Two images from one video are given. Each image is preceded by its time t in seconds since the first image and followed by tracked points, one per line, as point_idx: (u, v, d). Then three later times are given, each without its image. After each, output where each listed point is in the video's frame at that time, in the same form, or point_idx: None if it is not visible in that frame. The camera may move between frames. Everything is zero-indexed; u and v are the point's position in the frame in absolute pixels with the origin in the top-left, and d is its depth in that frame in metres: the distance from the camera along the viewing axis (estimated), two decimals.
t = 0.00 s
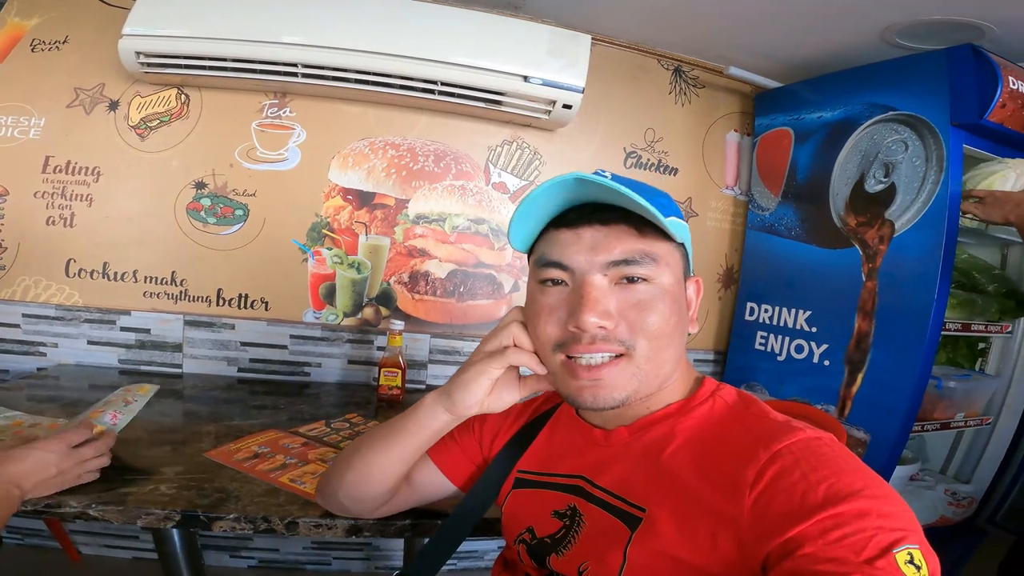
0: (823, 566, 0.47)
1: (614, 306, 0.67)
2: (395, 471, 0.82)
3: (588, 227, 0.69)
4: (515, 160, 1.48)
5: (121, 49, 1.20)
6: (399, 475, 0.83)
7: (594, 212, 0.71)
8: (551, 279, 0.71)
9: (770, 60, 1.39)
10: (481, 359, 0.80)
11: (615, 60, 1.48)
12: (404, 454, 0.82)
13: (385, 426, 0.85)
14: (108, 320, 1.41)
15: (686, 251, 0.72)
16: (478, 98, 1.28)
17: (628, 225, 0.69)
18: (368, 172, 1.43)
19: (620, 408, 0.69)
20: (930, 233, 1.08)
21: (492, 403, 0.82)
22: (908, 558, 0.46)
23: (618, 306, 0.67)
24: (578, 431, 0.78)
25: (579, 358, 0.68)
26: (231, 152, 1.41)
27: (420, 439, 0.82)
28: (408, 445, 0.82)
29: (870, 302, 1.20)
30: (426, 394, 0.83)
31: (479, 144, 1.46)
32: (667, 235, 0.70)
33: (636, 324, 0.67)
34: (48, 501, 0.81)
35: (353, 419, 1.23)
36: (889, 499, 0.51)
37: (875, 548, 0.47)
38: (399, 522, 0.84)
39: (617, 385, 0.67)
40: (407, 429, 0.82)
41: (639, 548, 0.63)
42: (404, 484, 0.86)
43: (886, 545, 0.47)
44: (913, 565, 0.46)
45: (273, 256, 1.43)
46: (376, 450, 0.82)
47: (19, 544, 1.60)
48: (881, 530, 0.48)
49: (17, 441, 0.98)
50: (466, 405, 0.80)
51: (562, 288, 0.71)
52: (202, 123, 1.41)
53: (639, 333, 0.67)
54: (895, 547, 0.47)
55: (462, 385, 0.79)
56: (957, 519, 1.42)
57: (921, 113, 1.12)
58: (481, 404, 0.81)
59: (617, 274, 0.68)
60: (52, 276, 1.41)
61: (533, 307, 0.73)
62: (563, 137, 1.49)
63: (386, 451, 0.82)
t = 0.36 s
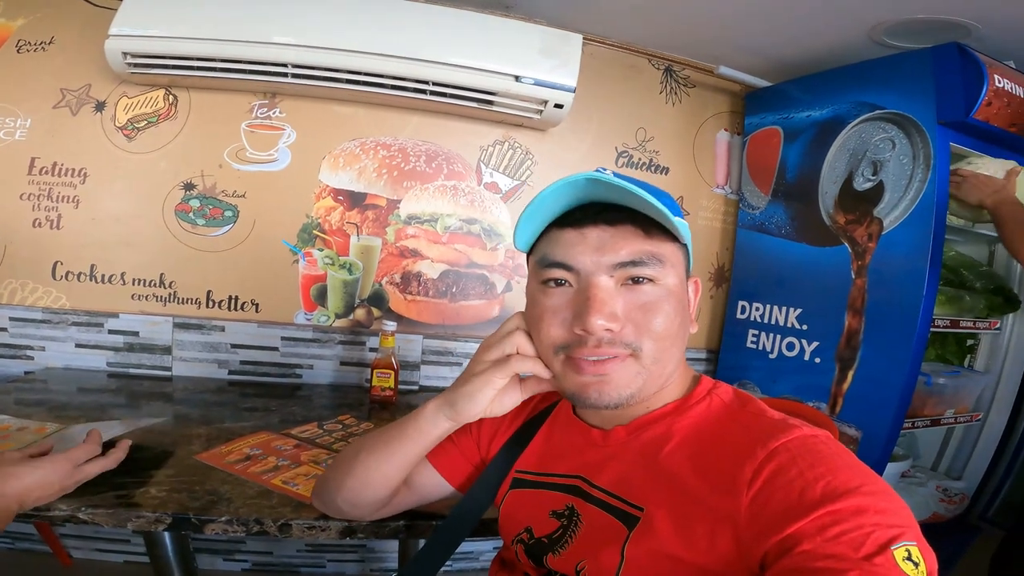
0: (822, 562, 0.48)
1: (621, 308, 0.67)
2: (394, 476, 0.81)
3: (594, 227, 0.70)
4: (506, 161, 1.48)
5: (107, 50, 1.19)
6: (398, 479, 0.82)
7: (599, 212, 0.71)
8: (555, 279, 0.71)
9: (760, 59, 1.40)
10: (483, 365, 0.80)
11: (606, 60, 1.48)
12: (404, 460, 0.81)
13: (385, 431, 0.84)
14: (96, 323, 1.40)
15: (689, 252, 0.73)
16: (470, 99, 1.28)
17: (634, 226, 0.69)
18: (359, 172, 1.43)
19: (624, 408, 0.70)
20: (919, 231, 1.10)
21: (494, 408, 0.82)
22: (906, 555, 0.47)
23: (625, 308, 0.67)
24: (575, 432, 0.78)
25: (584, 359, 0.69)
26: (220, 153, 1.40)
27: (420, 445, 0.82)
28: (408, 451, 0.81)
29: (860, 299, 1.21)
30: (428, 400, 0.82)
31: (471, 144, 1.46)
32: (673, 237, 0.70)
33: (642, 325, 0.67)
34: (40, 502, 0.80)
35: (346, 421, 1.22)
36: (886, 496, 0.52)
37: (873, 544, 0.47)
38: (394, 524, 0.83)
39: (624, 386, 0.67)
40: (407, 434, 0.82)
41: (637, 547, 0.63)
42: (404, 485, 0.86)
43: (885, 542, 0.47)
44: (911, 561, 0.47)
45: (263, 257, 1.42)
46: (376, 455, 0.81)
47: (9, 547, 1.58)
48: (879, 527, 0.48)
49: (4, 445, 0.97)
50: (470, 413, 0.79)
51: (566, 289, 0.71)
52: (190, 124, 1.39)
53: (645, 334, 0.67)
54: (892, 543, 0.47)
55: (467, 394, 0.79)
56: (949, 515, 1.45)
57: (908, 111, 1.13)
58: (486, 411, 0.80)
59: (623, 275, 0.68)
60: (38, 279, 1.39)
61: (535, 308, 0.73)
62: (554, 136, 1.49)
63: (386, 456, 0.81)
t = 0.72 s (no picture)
0: (814, 563, 0.47)
1: (601, 306, 0.67)
2: (385, 481, 0.80)
3: (569, 228, 0.70)
4: (498, 163, 1.48)
5: (94, 54, 1.17)
6: (391, 485, 0.81)
7: (574, 213, 0.71)
8: (537, 282, 0.71)
9: (750, 60, 1.41)
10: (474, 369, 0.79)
11: (598, 62, 1.49)
12: (395, 465, 0.80)
13: (378, 436, 0.83)
14: (85, 329, 1.38)
15: (666, 248, 0.73)
16: (461, 101, 1.28)
17: (608, 225, 0.69)
18: (350, 176, 1.42)
19: (612, 407, 0.69)
20: (909, 230, 1.10)
21: (487, 414, 0.80)
22: (896, 555, 0.47)
23: (604, 306, 0.67)
24: (568, 435, 0.77)
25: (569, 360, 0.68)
26: (209, 157, 1.39)
27: (411, 450, 0.80)
28: (399, 457, 0.80)
29: (850, 299, 1.22)
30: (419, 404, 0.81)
31: (463, 146, 1.46)
32: (647, 232, 0.70)
33: (622, 323, 0.66)
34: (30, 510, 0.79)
35: (338, 425, 1.21)
36: (875, 496, 0.52)
37: (864, 545, 0.47)
38: (387, 528, 0.82)
39: (608, 384, 0.66)
40: (399, 440, 0.81)
41: (630, 550, 0.63)
42: (398, 489, 0.85)
43: (875, 542, 0.47)
44: (902, 561, 0.47)
45: (254, 261, 1.41)
46: (367, 460, 0.80)
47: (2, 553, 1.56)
48: (869, 527, 0.48)
49: None
50: (460, 416, 0.78)
51: (547, 291, 0.70)
52: (179, 128, 1.38)
53: (626, 331, 0.66)
54: (883, 543, 0.47)
55: (456, 396, 0.78)
56: (942, 514, 1.45)
57: (896, 112, 1.14)
58: (476, 415, 0.79)
59: (601, 273, 0.68)
60: (26, 285, 1.37)
61: (521, 312, 0.73)
62: (546, 139, 1.49)
63: (377, 461, 0.80)
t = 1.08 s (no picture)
0: (811, 560, 0.48)
1: (601, 307, 0.67)
2: (384, 483, 0.80)
3: (571, 229, 0.70)
4: (495, 166, 1.48)
5: (89, 57, 1.18)
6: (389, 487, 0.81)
7: (575, 214, 0.72)
8: (537, 283, 0.71)
9: (744, 62, 1.42)
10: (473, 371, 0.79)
11: (593, 64, 1.49)
12: (393, 467, 0.80)
13: (376, 438, 0.83)
14: (81, 333, 1.37)
15: (666, 251, 0.73)
16: (457, 104, 1.28)
17: (609, 227, 0.70)
18: (347, 179, 1.42)
19: (612, 407, 0.69)
20: (903, 230, 1.11)
21: (485, 415, 0.80)
22: (893, 552, 0.47)
23: (605, 307, 0.67)
24: (566, 436, 0.78)
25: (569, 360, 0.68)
26: (205, 160, 1.39)
27: (409, 452, 0.80)
28: (398, 458, 0.80)
29: (845, 299, 1.22)
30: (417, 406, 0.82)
31: (459, 149, 1.46)
32: (648, 235, 0.70)
33: (623, 323, 0.67)
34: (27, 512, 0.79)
35: (336, 428, 1.21)
36: (871, 493, 0.52)
37: (861, 542, 0.47)
38: (386, 530, 0.82)
39: (608, 385, 0.67)
40: (397, 441, 0.81)
41: (628, 549, 0.63)
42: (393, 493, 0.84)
43: (872, 539, 0.47)
44: (899, 558, 0.47)
45: (250, 264, 1.41)
46: (365, 462, 0.80)
47: None
48: (866, 524, 0.48)
49: None
50: (460, 416, 0.79)
51: (548, 291, 0.71)
52: (175, 131, 1.38)
53: (625, 332, 0.67)
54: (880, 540, 0.47)
55: (455, 398, 0.78)
56: (939, 514, 1.45)
57: (889, 114, 1.15)
58: (475, 416, 0.79)
59: (602, 274, 0.68)
60: (21, 289, 1.37)
61: (521, 312, 0.73)
62: (542, 141, 1.50)
63: (375, 463, 0.80)
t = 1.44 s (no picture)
0: (812, 559, 0.48)
1: (600, 308, 0.67)
2: (383, 484, 0.80)
3: (569, 230, 0.70)
4: (493, 167, 1.48)
5: (88, 58, 1.18)
6: (388, 488, 0.81)
7: (573, 216, 0.72)
8: (536, 284, 0.72)
9: (742, 64, 1.42)
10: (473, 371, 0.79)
11: (591, 66, 1.50)
12: (393, 468, 0.80)
13: (375, 439, 0.83)
14: (78, 334, 1.37)
15: (665, 252, 0.73)
16: (455, 105, 1.28)
17: (607, 228, 0.70)
18: (345, 180, 1.42)
19: (611, 408, 0.69)
20: (900, 231, 1.11)
21: (484, 416, 0.80)
22: (894, 551, 0.47)
23: (604, 309, 0.67)
24: (566, 437, 0.78)
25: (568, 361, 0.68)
26: (204, 162, 1.39)
27: (409, 453, 0.80)
28: (397, 459, 0.80)
29: (842, 300, 1.23)
30: (417, 407, 0.81)
31: (457, 150, 1.46)
32: (646, 236, 0.71)
33: (622, 325, 0.67)
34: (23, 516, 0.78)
35: (335, 429, 1.21)
36: (872, 492, 0.52)
37: (862, 541, 0.47)
38: (385, 531, 0.82)
39: (607, 386, 0.67)
40: (396, 443, 0.81)
41: (629, 549, 0.63)
42: (393, 495, 0.84)
43: (873, 538, 0.47)
44: (900, 557, 0.47)
45: (248, 266, 1.41)
46: (364, 463, 0.80)
47: None
48: (867, 523, 0.49)
49: None
50: (459, 418, 0.79)
51: (547, 293, 0.71)
52: (173, 132, 1.38)
53: (625, 334, 0.67)
54: (881, 539, 0.48)
55: (454, 399, 0.78)
56: (936, 514, 1.45)
57: (886, 115, 1.16)
58: (474, 416, 0.79)
59: (601, 276, 0.68)
60: (18, 290, 1.36)
61: (520, 313, 0.73)
62: (541, 143, 1.50)
63: (375, 464, 0.80)
